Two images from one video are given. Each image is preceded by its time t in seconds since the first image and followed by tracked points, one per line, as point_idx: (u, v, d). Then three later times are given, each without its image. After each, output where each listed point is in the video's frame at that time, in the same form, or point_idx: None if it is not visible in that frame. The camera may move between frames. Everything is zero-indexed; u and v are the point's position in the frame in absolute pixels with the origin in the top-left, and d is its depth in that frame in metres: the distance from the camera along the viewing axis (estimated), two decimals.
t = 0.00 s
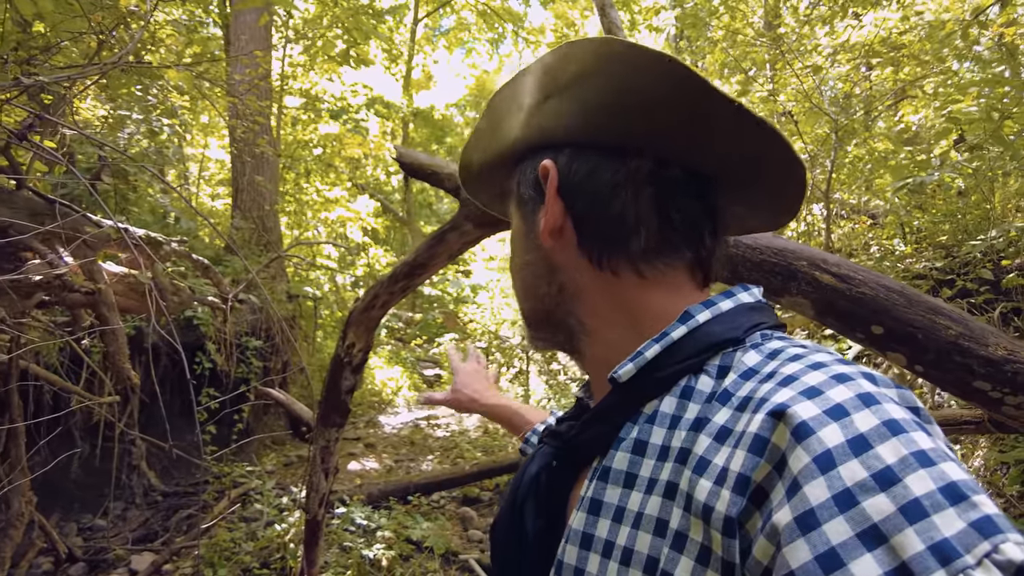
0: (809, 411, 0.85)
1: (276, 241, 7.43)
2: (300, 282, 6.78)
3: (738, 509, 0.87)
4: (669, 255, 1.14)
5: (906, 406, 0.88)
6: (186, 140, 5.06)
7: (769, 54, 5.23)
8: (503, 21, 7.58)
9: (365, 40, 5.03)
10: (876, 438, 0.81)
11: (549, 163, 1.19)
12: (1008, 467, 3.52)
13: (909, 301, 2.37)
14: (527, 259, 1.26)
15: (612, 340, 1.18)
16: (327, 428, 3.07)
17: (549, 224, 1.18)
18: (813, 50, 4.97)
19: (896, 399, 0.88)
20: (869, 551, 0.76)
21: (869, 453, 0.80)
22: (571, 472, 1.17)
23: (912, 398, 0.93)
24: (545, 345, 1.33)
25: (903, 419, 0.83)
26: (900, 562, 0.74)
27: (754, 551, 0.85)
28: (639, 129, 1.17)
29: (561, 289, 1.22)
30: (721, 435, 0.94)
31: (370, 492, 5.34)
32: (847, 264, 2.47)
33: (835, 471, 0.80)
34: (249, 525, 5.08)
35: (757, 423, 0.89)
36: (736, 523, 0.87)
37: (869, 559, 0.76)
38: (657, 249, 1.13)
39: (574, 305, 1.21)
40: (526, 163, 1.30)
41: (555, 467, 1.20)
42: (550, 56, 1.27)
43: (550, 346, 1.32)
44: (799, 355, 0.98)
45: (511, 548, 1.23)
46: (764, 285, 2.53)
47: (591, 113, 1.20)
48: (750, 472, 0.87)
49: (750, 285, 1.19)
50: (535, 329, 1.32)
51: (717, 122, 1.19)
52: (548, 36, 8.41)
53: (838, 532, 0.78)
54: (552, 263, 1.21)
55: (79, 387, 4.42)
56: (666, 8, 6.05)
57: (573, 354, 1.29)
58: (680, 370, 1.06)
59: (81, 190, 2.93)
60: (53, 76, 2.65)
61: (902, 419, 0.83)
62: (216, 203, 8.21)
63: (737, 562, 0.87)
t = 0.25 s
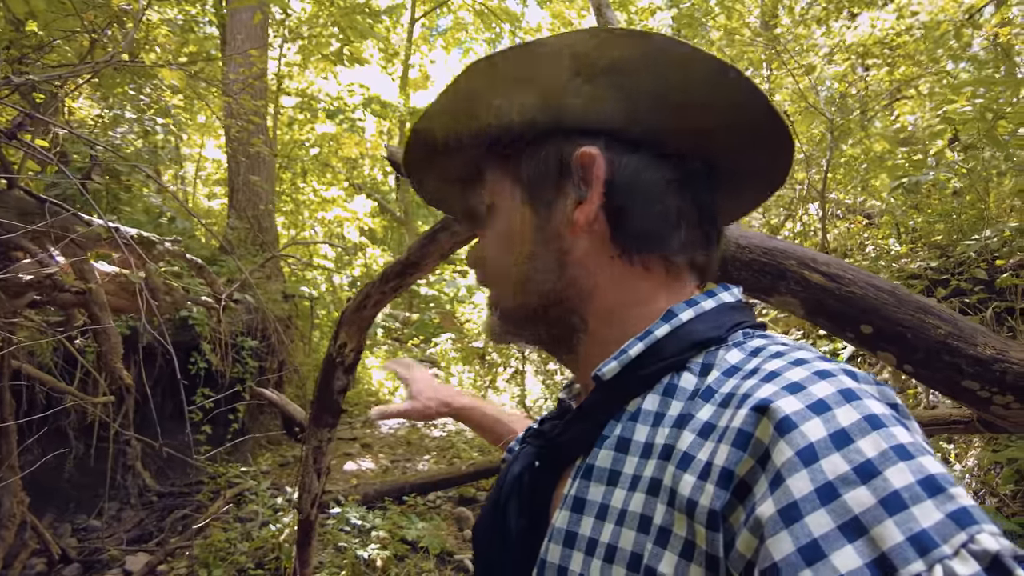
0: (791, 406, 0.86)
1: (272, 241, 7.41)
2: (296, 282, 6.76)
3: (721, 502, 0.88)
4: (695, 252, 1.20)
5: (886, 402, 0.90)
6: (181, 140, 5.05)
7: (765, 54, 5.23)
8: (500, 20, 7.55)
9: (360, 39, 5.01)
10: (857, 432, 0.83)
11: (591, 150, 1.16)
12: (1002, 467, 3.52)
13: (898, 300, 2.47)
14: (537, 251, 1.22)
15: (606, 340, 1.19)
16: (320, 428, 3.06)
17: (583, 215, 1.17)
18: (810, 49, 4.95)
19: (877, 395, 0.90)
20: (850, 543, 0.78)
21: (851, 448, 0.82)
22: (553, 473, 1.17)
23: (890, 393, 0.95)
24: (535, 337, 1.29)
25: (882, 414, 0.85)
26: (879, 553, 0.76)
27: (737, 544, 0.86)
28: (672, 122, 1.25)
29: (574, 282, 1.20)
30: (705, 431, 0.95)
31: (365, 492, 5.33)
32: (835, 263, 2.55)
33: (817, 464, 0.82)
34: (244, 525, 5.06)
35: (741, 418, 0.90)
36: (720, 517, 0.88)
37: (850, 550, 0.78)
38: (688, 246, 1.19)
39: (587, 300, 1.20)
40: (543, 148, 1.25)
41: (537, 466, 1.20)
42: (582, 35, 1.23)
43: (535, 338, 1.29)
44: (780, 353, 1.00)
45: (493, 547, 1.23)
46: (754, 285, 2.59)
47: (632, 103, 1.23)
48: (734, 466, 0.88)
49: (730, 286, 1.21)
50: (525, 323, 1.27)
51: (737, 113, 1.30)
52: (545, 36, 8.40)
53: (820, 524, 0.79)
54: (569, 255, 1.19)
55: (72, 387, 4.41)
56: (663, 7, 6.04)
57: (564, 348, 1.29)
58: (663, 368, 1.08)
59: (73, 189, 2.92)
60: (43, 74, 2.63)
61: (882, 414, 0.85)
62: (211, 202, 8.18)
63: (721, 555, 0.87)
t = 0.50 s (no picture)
0: (781, 397, 0.93)
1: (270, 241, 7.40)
2: (294, 282, 6.75)
3: (717, 493, 0.94)
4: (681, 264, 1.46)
5: (869, 397, 0.97)
6: (176, 139, 5.03)
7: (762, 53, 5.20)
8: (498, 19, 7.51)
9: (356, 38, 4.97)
10: (844, 423, 0.89)
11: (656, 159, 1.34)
12: (997, 467, 3.51)
13: (885, 300, 2.49)
14: (596, 233, 1.27)
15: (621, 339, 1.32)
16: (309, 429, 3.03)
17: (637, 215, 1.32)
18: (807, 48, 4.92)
19: (858, 388, 0.97)
20: (838, 529, 0.83)
21: (838, 438, 0.88)
22: (533, 474, 1.25)
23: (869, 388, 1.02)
24: (560, 323, 1.29)
25: (866, 406, 0.91)
26: (865, 538, 0.82)
27: (733, 534, 0.91)
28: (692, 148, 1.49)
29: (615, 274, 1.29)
30: (695, 425, 1.02)
31: (362, 492, 5.33)
32: (823, 263, 2.58)
33: (807, 454, 0.88)
34: (240, 525, 5.06)
35: (734, 412, 0.96)
36: (716, 507, 0.94)
37: (838, 537, 0.83)
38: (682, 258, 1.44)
39: (623, 292, 1.30)
40: (607, 133, 1.32)
41: (518, 469, 1.27)
42: (655, 41, 1.38)
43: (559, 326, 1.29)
44: (767, 350, 1.07)
45: (473, 552, 1.28)
46: (741, 283, 2.66)
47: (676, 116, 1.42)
48: (729, 458, 0.94)
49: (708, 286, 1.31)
50: (564, 308, 1.27)
51: (723, 152, 1.57)
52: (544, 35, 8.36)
53: (810, 512, 0.85)
54: (616, 248, 1.28)
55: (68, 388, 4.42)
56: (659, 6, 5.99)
57: (575, 340, 1.32)
58: (649, 365, 1.16)
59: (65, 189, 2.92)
60: (31, 73, 2.62)
61: (866, 407, 0.91)
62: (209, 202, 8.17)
63: (718, 545, 0.93)
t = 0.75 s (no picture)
0: (761, 397, 0.92)
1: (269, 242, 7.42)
2: (293, 283, 6.77)
3: (706, 492, 0.92)
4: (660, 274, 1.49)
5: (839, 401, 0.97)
6: (174, 142, 5.04)
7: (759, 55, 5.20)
8: (498, 20, 7.50)
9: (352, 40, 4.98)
10: (818, 419, 0.89)
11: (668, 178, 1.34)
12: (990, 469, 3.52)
13: (861, 305, 2.53)
14: (616, 249, 1.24)
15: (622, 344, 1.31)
16: (300, 432, 3.03)
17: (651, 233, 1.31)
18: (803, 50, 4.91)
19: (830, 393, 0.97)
20: (810, 519, 0.82)
21: (812, 433, 0.87)
22: (514, 482, 1.19)
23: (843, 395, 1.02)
24: (576, 341, 1.23)
25: (839, 406, 0.92)
26: (835, 527, 0.81)
27: (722, 529, 0.89)
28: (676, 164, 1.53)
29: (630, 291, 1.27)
30: (680, 428, 1.00)
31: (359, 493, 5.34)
32: (801, 269, 2.61)
33: (784, 448, 0.87)
34: (237, 526, 5.07)
35: (716, 411, 0.95)
36: (705, 505, 0.92)
37: (810, 527, 0.82)
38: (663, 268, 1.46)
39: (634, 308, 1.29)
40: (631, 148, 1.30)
41: (500, 479, 1.21)
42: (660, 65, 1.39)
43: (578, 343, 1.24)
44: (742, 356, 1.07)
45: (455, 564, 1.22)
46: (719, 289, 2.67)
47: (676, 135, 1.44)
48: (715, 457, 0.92)
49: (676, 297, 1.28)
50: (584, 324, 1.23)
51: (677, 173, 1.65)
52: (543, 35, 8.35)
53: (785, 503, 0.84)
54: (633, 265, 1.27)
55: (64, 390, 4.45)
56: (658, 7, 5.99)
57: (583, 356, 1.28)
58: (633, 372, 1.13)
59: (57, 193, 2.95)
60: (24, 78, 2.63)
61: (839, 406, 0.92)
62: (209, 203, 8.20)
63: (709, 543, 0.91)
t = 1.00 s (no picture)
0: (732, 397, 0.92)
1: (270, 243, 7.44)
2: (295, 284, 6.78)
3: (678, 492, 0.92)
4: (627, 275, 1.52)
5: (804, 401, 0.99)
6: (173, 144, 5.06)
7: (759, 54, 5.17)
8: (500, 20, 7.49)
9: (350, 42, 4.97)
10: (787, 419, 0.89)
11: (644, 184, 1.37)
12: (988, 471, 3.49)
13: (838, 306, 2.51)
14: (593, 253, 1.26)
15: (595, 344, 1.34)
16: (292, 431, 3.04)
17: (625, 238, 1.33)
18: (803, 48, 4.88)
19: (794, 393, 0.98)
20: (780, 518, 0.83)
21: (781, 433, 0.88)
22: (481, 481, 1.18)
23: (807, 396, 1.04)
24: (553, 345, 1.24)
25: (805, 406, 0.93)
26: (804, 524, 0.82)
27: (694, 529, 0.90)
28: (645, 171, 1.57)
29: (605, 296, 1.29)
30: (650, 428, 1.00)
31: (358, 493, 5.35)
32: (778, 269, 2.61)
33: (754, 448, 0.88)
34: (236, 527, 5.08)
35: (688, 412, 0.95)
36: (677, 505, 0.92)
37: (781, 525, 0.83)
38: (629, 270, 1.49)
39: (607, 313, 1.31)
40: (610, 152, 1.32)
41: (468, 479, 1.20)
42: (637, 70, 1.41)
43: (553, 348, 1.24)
44: (710, 357, 1.08)
45: (422, 564, 1.20)
46: (696, 289, 2.67)
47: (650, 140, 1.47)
48: (686, 457, 0.93)
49: (642, 303, 1.28)
50: (561, 328, 1.23)
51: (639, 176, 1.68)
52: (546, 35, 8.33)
53: (755, 502, 0.85)
54: (608, 270, 1.29)
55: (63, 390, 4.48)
56: (658, 6, 5.97)
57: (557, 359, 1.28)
58: (604, 373, 1.13)
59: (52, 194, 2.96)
60: (16, 80, 2.64)
61: (806, 406, 0.93)
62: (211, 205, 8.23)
63: (681, 542, 0.91)
